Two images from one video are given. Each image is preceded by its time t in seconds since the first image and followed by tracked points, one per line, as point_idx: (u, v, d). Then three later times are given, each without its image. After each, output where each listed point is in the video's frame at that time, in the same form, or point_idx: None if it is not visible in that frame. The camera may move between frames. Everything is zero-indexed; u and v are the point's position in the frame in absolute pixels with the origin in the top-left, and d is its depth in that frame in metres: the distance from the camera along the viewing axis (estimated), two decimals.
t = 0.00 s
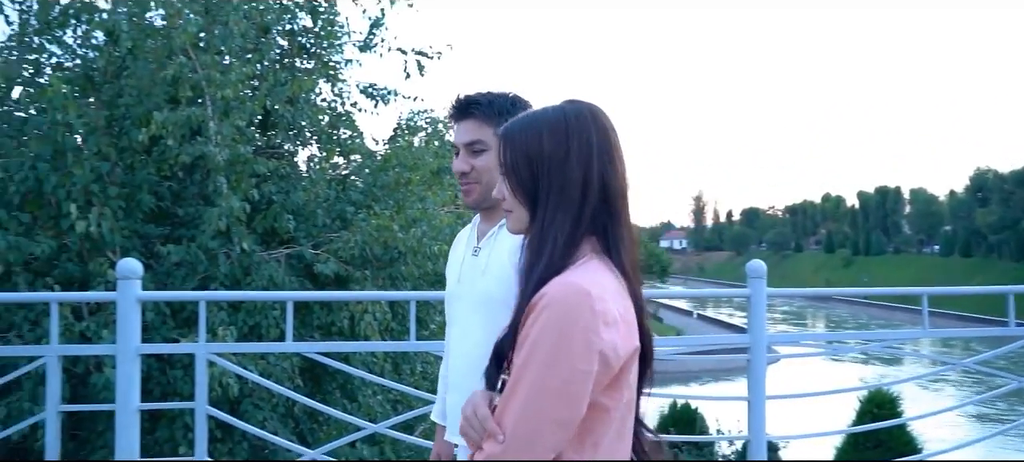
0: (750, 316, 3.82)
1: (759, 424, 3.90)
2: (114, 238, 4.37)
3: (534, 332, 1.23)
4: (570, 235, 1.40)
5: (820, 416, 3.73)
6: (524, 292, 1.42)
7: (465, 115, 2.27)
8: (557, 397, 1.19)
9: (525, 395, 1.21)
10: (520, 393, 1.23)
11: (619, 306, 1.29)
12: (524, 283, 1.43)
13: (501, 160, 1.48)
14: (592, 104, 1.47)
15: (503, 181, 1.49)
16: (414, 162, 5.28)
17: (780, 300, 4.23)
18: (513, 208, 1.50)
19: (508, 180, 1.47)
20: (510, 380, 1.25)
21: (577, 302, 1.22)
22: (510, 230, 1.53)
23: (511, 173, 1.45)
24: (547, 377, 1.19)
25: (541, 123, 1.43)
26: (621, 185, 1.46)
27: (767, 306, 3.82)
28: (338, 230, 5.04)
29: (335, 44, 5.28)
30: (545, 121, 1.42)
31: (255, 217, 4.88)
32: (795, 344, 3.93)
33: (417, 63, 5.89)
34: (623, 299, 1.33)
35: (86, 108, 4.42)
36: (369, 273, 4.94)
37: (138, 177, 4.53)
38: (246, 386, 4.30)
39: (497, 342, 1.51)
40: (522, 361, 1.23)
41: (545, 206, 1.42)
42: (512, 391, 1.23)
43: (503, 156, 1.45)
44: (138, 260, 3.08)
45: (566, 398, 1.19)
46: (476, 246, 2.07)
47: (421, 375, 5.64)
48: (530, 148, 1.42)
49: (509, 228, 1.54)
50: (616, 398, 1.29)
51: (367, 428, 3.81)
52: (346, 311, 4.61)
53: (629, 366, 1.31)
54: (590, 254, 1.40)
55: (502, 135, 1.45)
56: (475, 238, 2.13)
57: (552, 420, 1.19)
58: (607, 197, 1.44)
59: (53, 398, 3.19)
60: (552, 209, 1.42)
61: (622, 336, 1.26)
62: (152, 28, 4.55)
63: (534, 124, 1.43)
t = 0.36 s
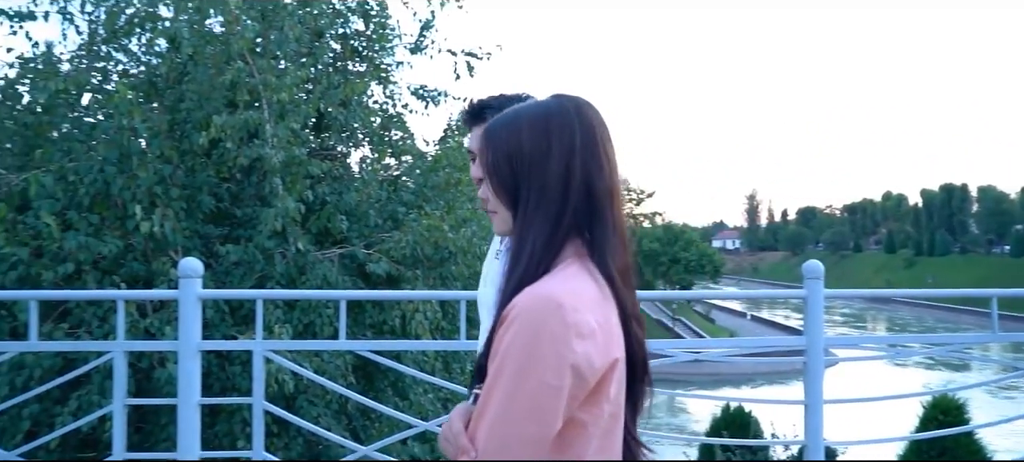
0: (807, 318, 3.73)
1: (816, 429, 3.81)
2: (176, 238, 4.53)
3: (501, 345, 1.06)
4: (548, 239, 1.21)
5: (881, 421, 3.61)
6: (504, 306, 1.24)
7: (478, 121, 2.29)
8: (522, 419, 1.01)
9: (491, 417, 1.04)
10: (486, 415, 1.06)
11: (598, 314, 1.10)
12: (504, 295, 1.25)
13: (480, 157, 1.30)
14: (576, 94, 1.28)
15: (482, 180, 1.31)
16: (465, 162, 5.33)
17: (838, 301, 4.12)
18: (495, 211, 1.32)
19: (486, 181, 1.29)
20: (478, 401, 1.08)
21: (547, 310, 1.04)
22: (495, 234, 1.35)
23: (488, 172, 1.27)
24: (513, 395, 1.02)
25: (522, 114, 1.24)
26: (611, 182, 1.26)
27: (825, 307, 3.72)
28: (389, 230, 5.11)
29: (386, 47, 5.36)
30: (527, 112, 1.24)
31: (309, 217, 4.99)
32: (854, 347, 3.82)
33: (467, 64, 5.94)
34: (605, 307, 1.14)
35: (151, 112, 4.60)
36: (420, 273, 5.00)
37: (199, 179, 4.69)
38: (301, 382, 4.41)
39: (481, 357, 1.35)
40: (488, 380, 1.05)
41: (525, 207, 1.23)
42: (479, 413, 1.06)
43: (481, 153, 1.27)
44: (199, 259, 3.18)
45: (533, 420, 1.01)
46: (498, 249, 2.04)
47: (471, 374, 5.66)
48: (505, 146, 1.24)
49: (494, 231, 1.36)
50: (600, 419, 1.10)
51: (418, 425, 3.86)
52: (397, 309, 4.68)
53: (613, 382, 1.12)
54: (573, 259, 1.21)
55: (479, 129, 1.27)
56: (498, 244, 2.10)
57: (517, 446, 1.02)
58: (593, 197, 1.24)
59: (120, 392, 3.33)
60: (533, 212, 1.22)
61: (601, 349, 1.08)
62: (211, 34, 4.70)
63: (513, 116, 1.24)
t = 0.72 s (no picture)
0: (868, 321, 3.61)
1: (878, 436, 3.69)
2: (235, 239, 4.68)
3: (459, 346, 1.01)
4: (514, 236, 1.18)
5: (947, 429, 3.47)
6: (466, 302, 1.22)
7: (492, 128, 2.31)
8: (477, 426, 0.97)
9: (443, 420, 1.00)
10: (439, 418, 1.01)
11: (567, 319, 1.05)
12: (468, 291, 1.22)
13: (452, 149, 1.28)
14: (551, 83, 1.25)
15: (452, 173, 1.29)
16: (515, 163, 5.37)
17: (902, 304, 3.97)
18: (463, 205, 1.30)
19: (457, 174, 1.27)
20: (431, 402, 1.03)
21: (509, 310, 0.99)
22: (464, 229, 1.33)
23: (459, 164, 1.25)
24: (468, 401, 0.98)
25: (494, 105, 1.22)
26: (586, 175, 1.22)
27: (887, 310, 3.60)
28: (440, 232, 5.16)
29: (437, 50, 5.41)
30: (498, 103, 1.22)
31: (363, 218, 5.07)
32: (918, 352, 3.69)
33: (518, 65, 5.94)
34: (575, 312, 1.09)
35: (212, 117, 4.75)
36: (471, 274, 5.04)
37: (257, 181, 4.82)
38: (355, 381, 4.49)
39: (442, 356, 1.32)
40: (444, 382, 1.01)
41: (493, 202, 1.21)
42: (431, 414, 1.02)
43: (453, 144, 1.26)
44: (257, 260, 3.26)
45: (489, 430, 0.97)
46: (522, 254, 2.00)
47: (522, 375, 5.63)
48: (477, 138, 1.22)
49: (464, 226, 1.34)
50: (563, 433, 1.05)
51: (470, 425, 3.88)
52: (449, 310, 4.73)
53: (580, 392, 1.07)
54: (543, 259, 1.18)
55: (450, 119, 1.26)
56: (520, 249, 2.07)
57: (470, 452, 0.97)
58: (566, 191, 1.20)
59: (184, 388, 3.44)
60: (500, 206, 1.20)
61: (568, 357, 1.02)
62: (268, 41, 4.82)
63: (485, 107, 1.22)
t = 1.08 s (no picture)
0: (932, 324, 3.49)
1: (942, 444, 3.56)
2: (290, 239, 4.79)
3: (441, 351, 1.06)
4: (496, 236, 1.24)
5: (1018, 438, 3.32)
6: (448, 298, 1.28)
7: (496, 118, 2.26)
8: (461, 431, 1.01)
9: (425, 426, 1.04)
10: (422, 423, 1.05)
11: (547, 322, 1.11)
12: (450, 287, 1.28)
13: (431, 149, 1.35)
14: (532, 77, 1.31)
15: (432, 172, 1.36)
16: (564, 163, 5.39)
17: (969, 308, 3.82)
18: (445, 204, 1.36)
19: (438, 174, 1.33)
20: (414, 406, 1.08)
21: (490, 315, 1.04)
22: (446, 226, 1.40)
23: (438, 164, 1.32)
24: (452, 407, 1.02)
25: (471, 104, 1.28)
26: (568, 173, 1.28)
27: (953, 313, 3.46)
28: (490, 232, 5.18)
29: (486, 51, 5.44)
30: (475, 102, 1.28)
31: (413, 218, 5.12)
32: (987, 358, 3.54)
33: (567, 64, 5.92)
34: (555, 313, 1.14)
35: (268, 121, 4.88)
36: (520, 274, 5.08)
37: (311, 183, 4.93)
38: (406, 379, 4.54)
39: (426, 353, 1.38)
40: (427, 388, 1.05)
41: (472, 200, 1.27)
42: (415, 418, 1.06)
43: (431, 144, 1.32)
44: (311, 260, 3.33)
45: (473, 435, 1.01)
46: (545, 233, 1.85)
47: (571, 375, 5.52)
48: (460, 137, 1.28)
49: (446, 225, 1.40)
50: (549, 437, 1.10)
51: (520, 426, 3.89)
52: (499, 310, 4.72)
53: (562, 395, 1.12)
54: (525, 259, 1.23)
55: (427, 119, 1.32)
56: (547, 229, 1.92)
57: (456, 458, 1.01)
58: (548, 190, 1.26)
59: (242, 384, 3.55)
60: (479, 206, 1.26)
61: (549, 360, 1.08)
62: (322, 45, 4.92)
63: (463, 106, 1.29)
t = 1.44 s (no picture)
0: (1003, 328, 3.33)
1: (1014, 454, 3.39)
2: (344, 239, 4.90)
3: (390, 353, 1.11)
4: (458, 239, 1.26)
5: None
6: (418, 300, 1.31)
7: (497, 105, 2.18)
8: (406, 427, 1.07)
9: (376, 423, 1.10)
10: (374, 419, 1.11)
11: (494, 320, 1.13)
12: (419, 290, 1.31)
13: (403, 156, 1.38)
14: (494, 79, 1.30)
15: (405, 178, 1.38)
16: (615, 162, 5.33)
17: None
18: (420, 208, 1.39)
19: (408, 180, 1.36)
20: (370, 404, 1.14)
21: (432, 317, 1.08)
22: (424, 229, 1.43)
23: (406, 170, 1.34)
24: (398, 405, 1.07)
25: (433, 111, 1.29)
26: (532, 172, 1.25)
27: None
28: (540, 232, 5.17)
29: (537, 50, 5.44)
30: (437, 109, 1.29)
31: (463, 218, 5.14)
32: None
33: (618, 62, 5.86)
34: (508, 313, 1.16)
35: (322, 124, 4.99)
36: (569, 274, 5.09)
37: (364, 183, 5.00)
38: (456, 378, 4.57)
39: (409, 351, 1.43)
40: (378, 387, 1.11)
41: (436, 205, 1.29)
42: (369, 415, 1.13)
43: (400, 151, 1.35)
44: (363, 260, 3.38)
45: (417, 432, 1.06)
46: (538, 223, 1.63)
47: (622, 376, 5.41)
48: (421, 142, 1.30)
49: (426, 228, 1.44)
50: (503, 434, 1.11)
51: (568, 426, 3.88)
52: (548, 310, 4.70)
53: (515, 393, 1.13)
54: (482, 261, 1.24)
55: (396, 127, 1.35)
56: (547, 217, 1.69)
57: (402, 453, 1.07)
58: (509, 190, 1.25)
59: (296, 381, 3.63)
60: (442, 211, 1.29)
61: (493, 359, 1.09)
62: (373, 48, 5.00)
63: (426, 113, 1.31)
